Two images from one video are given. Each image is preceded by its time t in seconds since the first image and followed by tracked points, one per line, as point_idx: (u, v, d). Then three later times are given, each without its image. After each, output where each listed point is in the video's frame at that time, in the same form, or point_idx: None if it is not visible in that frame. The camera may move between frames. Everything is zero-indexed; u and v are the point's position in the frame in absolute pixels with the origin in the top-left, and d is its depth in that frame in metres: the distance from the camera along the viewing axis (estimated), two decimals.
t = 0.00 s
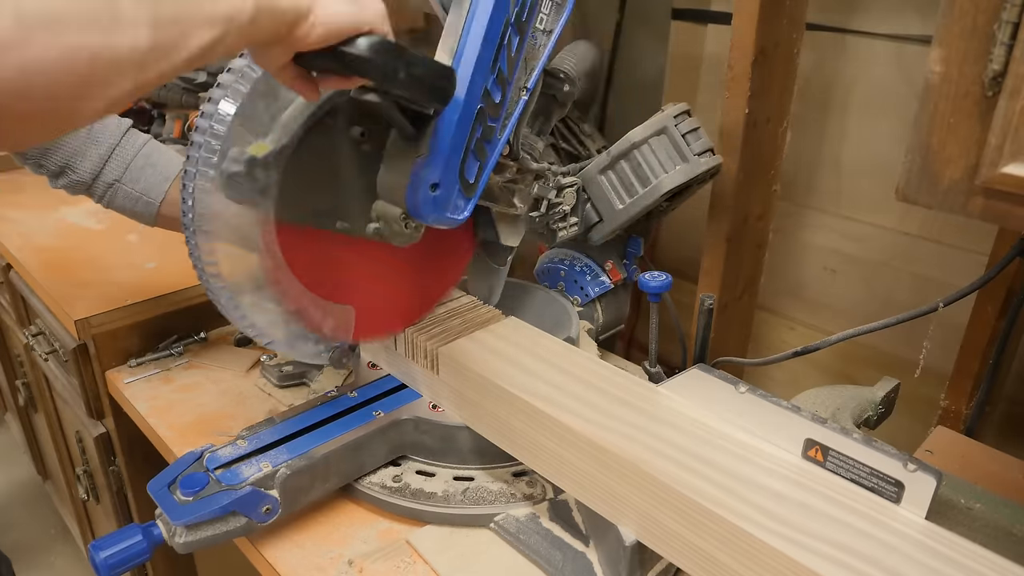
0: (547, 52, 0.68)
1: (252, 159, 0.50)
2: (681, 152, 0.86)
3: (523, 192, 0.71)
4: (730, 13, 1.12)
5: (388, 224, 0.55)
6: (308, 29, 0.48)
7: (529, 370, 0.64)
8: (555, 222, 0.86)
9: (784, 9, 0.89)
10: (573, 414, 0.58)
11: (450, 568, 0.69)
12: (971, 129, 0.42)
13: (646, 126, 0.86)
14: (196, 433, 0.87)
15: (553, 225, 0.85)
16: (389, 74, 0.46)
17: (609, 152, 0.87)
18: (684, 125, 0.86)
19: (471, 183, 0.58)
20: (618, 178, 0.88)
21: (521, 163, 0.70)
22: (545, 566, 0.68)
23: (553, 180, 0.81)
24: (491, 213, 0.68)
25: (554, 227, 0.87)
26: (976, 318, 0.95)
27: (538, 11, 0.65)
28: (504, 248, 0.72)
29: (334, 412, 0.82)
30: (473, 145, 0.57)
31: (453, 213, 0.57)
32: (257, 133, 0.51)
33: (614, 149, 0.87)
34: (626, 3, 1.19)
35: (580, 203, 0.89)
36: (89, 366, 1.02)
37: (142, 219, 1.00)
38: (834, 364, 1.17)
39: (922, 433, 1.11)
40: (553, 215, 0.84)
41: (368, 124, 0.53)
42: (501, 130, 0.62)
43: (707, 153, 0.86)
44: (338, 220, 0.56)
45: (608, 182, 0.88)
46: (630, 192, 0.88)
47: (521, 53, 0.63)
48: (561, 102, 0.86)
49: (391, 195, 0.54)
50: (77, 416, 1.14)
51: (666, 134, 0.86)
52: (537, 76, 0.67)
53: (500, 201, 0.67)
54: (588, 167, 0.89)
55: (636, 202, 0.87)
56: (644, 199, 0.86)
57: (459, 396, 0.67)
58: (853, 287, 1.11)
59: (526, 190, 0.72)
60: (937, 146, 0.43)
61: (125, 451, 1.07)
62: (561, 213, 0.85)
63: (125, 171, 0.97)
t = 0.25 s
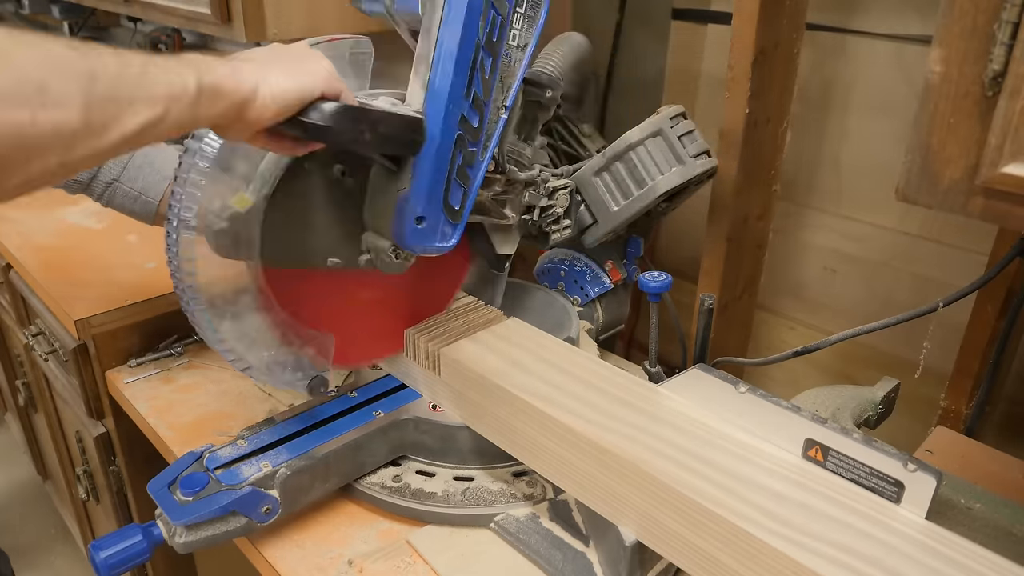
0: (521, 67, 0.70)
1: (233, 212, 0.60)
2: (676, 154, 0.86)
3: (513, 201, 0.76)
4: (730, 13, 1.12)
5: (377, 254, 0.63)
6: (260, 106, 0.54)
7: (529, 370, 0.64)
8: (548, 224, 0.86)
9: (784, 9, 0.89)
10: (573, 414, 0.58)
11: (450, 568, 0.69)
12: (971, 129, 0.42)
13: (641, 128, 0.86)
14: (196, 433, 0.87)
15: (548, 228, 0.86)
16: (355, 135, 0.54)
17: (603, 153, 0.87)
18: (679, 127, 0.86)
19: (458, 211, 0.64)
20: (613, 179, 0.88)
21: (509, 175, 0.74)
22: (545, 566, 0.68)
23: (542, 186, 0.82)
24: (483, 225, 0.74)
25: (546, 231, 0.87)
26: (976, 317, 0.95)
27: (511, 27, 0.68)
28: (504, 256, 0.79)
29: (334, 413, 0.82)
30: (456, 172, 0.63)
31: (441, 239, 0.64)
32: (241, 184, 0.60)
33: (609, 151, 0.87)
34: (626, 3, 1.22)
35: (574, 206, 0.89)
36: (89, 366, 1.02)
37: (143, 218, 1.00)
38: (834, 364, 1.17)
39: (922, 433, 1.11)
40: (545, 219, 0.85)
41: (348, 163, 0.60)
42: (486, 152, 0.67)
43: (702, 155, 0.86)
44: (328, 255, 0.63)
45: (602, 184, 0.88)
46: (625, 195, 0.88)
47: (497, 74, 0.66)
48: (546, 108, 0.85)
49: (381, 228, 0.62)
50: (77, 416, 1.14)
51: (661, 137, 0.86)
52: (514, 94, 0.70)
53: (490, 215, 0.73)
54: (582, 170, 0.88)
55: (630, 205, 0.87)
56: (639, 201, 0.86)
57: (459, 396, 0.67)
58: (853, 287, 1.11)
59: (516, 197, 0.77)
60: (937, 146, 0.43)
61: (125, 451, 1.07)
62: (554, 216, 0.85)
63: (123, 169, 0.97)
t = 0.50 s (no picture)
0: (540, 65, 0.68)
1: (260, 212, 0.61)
2: (684, 150, 0.86)
3: (529, 197, 0.76)
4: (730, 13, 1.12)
5: (399, 250, 0.64)
6: (290, 112, 0.53)
7: (528, 370, 0.64)
8: (562, 220, 0.87)
9: (784, 9, 0.89)
10: (573, 415, 0.58)
11: (450, 568, 0.69)
12: (971, 130, 0.42)
13: (650, 124, 0.86)
14: (196, 433, 0.87)
15: (561, 223, 0.86)
16: (383, 136, 0.54)
17: (613, 151, 0.87)
18: (688, 123, 0.86)
19: (476, 206, 0.64)
20: (623, 177, 0.88)
21: (523, 172, 0.74)
22: (545, 566, 0.68)
23: (557, 182, 0.83)
24: (499, 221, 0.74)
25: (561, 226, 0.87)
26: (976, 317, 0.95)
27: (528, 27, 0.66)
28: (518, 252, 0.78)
29: (333, 413, 0.82)
30: (474, 169, 0.63)
31: (462, 236, 0.64)
32: (264, 183, 0.61)
33: (620, 148, 0.87)
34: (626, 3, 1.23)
35: (586, 203, 0.89)
36: (89, 366, 1.02)
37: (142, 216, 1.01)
38: (834, 364, 1.17)
39: (922, 433, 1.11)
40: (562, 214, 0.85)
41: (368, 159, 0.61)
42: (503, 153, 0.66)
43: (710, 151, 0.86)
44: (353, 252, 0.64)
45: (613, 181, 0.88)
46: (635, 191, 0.88)
47: (514, 74, 0.65)
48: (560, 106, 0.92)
49: (403, 223, 0.63)
50: (77, 416, 1.14)
51: (670, 133, 0.86)
52: (531, 92, 0.68)
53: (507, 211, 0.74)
54: (593, 166, 0.89)
55: (642, 200, 0.87)
56: (649, 198, 0.86)
57: (459, 396, 0.67)
58: (853, 287, 1.11)
59: (532, 194, 0.77)
60: (937, 146, 0.43)
61: (125, 451, 1.07)
62: (569, 211, 0.86)
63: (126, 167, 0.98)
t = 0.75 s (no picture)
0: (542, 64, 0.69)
1: (263, 210, 0.60)
2: (685, 150, 0.86)
3: (530, 197, 0.76)
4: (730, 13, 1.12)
5: (402, 250, 0.63)
6: (297, 111, 0.52)
7: (528, 370, 0.64)
8: (563, 220, 0.86)
9: (784, 8, 0.89)
10: (573, 415, 0.58)
11: (450, 569, 0.69)
12: (971, 130, 0.42)
13: (651, 125, 0.86)
14: (196, 433, 0.87)
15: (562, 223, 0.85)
16: (386, 136, 0.54)
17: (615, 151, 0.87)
18: (689, 123, 0.86)
19: (478, 206, 0.65)
20: (624, 177, 0.88)
21: (527, 171, 0.75)
22: (545, 566, 0.68)
23: (558, 181, 0.82)
24: (501, 221, 0.74)
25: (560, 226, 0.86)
26: (976, 317, 0.95)
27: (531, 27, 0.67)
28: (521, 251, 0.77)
29: (333, 413, 0.82)
30: (476, 168, 0.64)
31: (463, 235, 0.65)
32: (267, 183, 0.61)
33: (620, 148, 0.87)
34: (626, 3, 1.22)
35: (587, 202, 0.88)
36: (89, 366, 1.02)
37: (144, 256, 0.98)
38: (834, 364, 1.17)
39: (922, 433, 1.11)
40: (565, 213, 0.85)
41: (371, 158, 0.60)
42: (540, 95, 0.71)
43: (711, 151, 0.86)
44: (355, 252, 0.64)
45: (614, 181, 0.88)
46: (636, 191, 0.88)
47: (517, 72, 0.66)
48: (562, 105, 0.87)
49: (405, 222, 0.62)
50: (77, 416, 1.14)
51: (671, 133, 0.86)
52: (532, 92, 0.69)
53: (508, 210, 0.74)
54: (594, 166, 0.88)
55: (642, 201, 0.87)
56: (651, 197, 0.86)
57: (459, 396, 0.67)
58: (853, 287, 1.11)
59: (533, 194, 0.77)
60: (937, 146, 0.43)
61: (125, 451, 1.07)
62: (570, 211, 0.85)
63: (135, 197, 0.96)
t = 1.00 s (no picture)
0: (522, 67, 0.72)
1: (236, 219, 0.61)
2: (678, 154, 0.86)
3: (514, 201, 0.79)
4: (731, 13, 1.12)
5: (380, 256, 0.63)
6: (264, 112, 0.53)
7: (528, 369, 0.64)
8: (549, 224, 0.87)
9: (784, 8, 0.89)
10: (574, 415, 0.58)
11: (450, 569, 0.69)
12: (971, 130, 0.42)
13: (643, 127, 0.86)
14: (197, 433, 0.87)
15: (548, 228, 0.86)
16: (357, 142, 0.53)
17: (604, 154, 0.87)
18: (681, 127, 0.86)
19: (459, 212, 0.66)
20: (614, 180, 0.88)
21: (510, 176, 0.77)
22: (545, 566, 0.68)
23: (544, 186, 0.83)
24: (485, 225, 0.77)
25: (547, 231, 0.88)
26: (976, 317, 0.95)
27: (512, 27, 0.70)
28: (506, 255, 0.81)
29: (332, 413, 0.82)
30: (457, 173, 0.64)
31: (444, 241, 0.65)
32: (245, 186, 0.61)
33: (610, 151, 0.87)
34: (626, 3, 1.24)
35: (573, 205, 0.88)
36: (90, 366, 1.02)
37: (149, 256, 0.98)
38: (834, 365, 1.17)
39: (922, 433, 1.11)
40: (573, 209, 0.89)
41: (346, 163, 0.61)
42: (498, 124, 0.70)
43: (703, 155, 0.86)
44: (332, 259, 0.65)
45: (604, 184, 0.88)
46: (627, 194, 0.87)
47: (496, 76, 0.68)
48: (547, 107, 0.89)
49: (383, 230, 0.62)
50: (77, 416, 1.14)
51: (663, 136, 0.86)
52: (515, 99, 0.71)
53: (493, 215, 0.77)
54: (582, 170, 0.88)
55: (633, 203, 0.87)
56: (643, 200, 0.86)
57: (459, 396, 0.67)
58: (853, 287, 1.11)
59: (517, 197, 0.79)
60: (937, 146, 0.43)
61: (125, 451, 1.07)
62: (556, 216, 0.85)
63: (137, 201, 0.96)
